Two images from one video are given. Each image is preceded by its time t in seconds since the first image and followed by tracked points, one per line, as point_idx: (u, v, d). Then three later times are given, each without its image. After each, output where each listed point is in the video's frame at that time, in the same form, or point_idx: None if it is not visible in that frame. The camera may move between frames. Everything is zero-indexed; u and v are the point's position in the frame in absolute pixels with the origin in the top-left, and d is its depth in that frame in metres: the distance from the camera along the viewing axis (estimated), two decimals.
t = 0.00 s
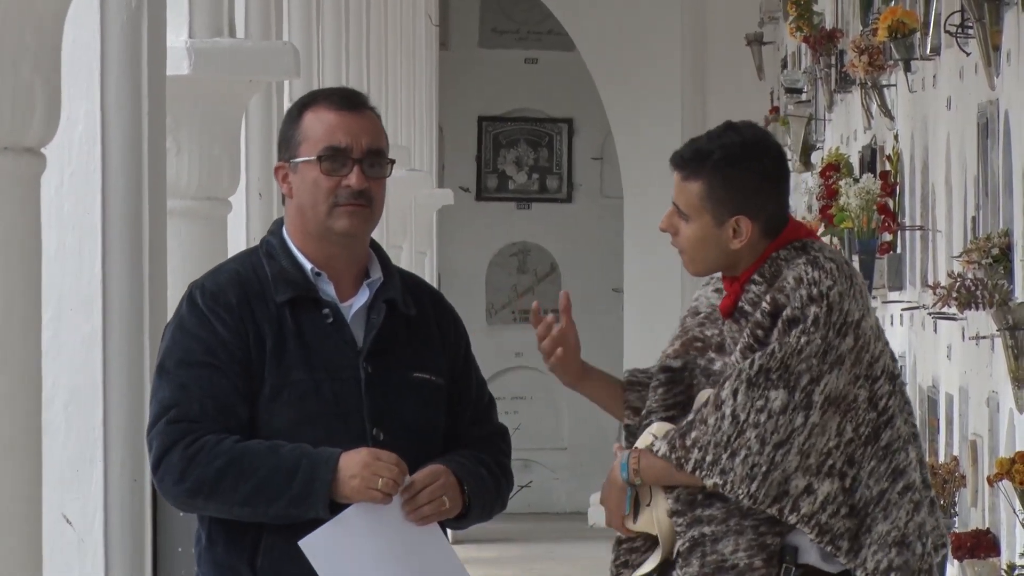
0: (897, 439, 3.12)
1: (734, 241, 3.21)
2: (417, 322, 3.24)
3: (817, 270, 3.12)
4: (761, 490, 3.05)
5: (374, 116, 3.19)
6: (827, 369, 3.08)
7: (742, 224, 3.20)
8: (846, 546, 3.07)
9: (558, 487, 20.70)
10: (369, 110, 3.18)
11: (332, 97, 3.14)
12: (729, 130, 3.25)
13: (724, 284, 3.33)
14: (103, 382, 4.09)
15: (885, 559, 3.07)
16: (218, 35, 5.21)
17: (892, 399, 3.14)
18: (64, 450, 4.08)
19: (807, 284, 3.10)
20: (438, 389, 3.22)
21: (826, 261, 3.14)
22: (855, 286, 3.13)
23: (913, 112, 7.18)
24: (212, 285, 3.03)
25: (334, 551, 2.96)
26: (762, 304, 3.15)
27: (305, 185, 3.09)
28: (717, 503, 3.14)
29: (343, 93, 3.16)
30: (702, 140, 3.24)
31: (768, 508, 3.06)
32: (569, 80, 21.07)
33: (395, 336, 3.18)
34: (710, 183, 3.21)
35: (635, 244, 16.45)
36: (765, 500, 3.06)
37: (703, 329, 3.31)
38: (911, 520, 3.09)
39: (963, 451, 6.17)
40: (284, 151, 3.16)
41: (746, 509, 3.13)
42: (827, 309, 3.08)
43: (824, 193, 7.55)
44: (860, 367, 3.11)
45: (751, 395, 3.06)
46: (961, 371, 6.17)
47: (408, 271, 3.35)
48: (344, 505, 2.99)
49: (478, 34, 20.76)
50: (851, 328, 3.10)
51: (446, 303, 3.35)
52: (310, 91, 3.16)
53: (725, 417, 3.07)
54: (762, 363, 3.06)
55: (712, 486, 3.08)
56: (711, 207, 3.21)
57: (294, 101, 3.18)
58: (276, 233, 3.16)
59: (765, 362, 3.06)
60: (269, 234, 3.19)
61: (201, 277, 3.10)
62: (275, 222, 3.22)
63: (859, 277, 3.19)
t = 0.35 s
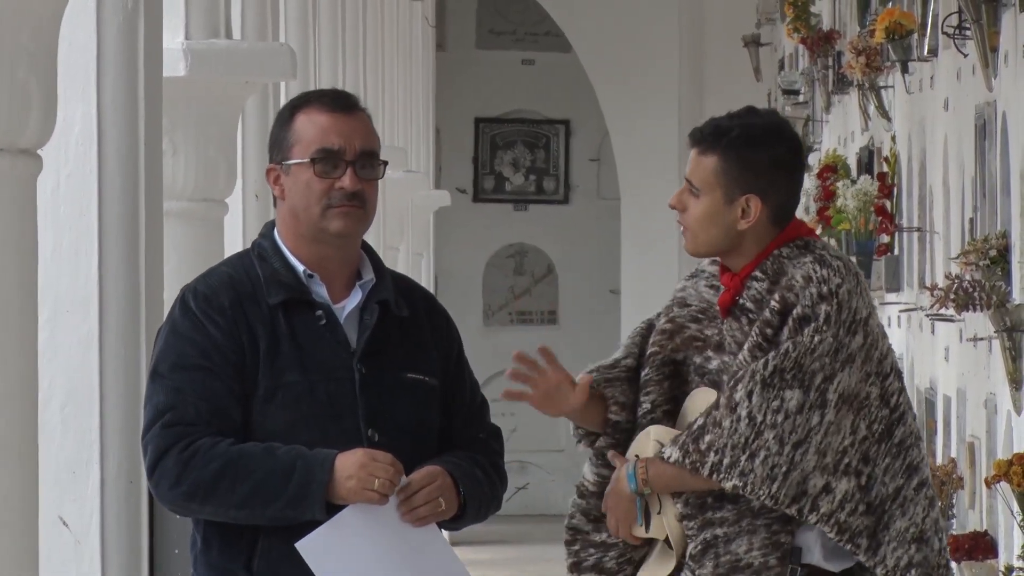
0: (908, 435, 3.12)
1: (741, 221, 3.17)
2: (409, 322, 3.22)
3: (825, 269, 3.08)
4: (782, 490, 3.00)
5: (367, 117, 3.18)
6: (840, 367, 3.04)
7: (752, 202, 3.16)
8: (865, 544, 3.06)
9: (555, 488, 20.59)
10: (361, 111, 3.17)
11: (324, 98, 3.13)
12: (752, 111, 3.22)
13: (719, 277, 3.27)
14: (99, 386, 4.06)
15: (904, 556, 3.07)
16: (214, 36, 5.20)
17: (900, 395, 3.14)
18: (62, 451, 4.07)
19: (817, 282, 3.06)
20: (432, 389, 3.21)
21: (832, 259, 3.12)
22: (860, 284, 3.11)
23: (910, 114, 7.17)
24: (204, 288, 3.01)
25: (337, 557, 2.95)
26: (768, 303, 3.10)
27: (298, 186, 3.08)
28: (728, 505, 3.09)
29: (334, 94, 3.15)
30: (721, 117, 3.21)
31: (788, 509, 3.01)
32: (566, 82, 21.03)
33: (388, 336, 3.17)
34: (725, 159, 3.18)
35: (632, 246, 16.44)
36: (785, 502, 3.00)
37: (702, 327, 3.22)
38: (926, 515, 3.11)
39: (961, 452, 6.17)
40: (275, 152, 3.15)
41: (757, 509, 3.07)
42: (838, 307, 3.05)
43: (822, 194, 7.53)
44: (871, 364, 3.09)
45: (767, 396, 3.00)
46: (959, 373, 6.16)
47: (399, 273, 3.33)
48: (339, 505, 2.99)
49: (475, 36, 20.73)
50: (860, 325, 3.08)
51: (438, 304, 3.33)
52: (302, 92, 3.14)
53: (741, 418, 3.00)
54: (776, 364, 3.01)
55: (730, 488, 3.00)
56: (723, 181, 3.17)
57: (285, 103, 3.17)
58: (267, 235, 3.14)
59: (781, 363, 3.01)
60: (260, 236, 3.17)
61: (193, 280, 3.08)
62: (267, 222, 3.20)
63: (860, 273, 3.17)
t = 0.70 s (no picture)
0: (905, 449, 3.01)
1: (755, 216, 3.09)
2: (401, 323, 3.20)
3: (838, 273, 3.00)
4: (775, 490, 2.90)
5: (363, 117, 3.17)
6: (845, 374, 2.94)
7: (766, 198, 3.09)
8: (852, 552, 2.93)
9: (553, 489, 20.49)
10: (357, 111, 3.16)
11: (320, 98, 3.12)
12: (769, 107, 3.16)
13: (724, 273, 3.18)
14: (95, 386, 4.05)
15: (889, 569, 2.94)
16: (211, 36, 5.18)
17: (900, 409, 3.03)
18: (59, 451, 4.04)
19: (830, 285, 2.97)
20: (424, 391, 3.19)
21: (844, 265, 3.04)
22: (870, 294, 3.02)
23: (908, 114, 7.17)
24: (197, 288, 3.00)
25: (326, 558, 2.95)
26: (778, 303, 3.02)
27: (294, 186, 3.06)
28: (718, 497, 2.98)
29: (332, 94, 3.13)
30: (739, 112, 3.14)
31: (779, 510, 2.90)
32: (562, 82, 21.00)
33: (381, 337, 3.15)
34: (741, 154, 3.10)
35: (629, 246, 16.42)
36: (777, 501, 2.90)
37: (701, 323, 3.13)
38: (915, 531, 2.99)
39: (959, 453, 6.15)
40: (272, 151, 3.13)
41: (748, 505, 2.97)
42: (848, 313, 2.95)
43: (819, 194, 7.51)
44: (875, 374, 3.00)
45: (772, 394, 2.90)
46: (957, 373, 6.15)
47: (392, 274, 3.31)
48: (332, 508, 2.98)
49: (471, 36, 20.71)
50: (868, 334, 2.98)
51: (431, 306, 3.32)
52: (298, 92, 3.13)
53: (743, 413, 2.90)
54: (785, 363, 2.91)
55: (724, 481, 2.91)
56: (740, 175, 3.09)
57: (280, 103, 3.16)
58: (261, 234, 3.13)
59: (790, 362, 2.91)
60: (254, 235, 3.16)
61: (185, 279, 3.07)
62: (261, 221, 3.18)
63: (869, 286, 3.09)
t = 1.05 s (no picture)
0: (912, 449, 3.04)
1: (748, 224, 3.10)
2: (397, 323, 3.19)
3: (835, 277, 3.02)
4: (784, 499, 2.94)
5: (360, 117, 3.15)
6: (846, 378, 2.97)
7: (759, 205, 3.09)
8: (868, 555, 2.98)
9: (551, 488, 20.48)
10: (355, 111, 3.14)
11: (318, 98, 3.10)
12: (760, 111, 3.15)
13: (725, 277, 3.18)
14: (92, 379, 4.01)
15: (906, 571, 2.99)
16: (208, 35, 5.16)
17: (905, 408, 3.05)
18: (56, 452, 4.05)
19: (826, 290, 2.99)
20: (420, 391, 3.17)
21: (842, 268, 3.05)
22: (868, 296, 3.04)
23: (906, 113, 7.16)
24: (193, 286, 2.99)
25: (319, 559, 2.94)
26: (775, 307, 3.03)
27: (290, 186, 3.05)
28: (723, 507, 3.02)
29: (330, 94, 3.12)
30: (731, 118, 3.14)
31: (789, 519, 2.94)
32: (560, 81, 20.96)
33: (376, 337, 3.14)
34: (733, 162, 3.11)
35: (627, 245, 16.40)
36: (787, 510, 2.94)
37: (700, 326, 3.13)
38: (928, 531, 3.03)
39: (958, 453, 6.14)
40: (267, 150, 3.12)
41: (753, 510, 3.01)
42: (845, 317, 2.98)
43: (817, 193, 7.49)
44: (877, 376, 3.01)
45: (773, 404, 2.94)
46: (956, 372, 6.14)
47: (387, 272, 3.30)
48: (327, 509, 2.96)
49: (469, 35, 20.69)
50: (867, 337, 3.01)
51: (426, 306, 3.30)
52: (295, 90, 3.12)
53: (745, 425, 2.94)
54: (784, 371, 2.94)
55: (732, 495, 2.95)
56: (731, 182, 3.10)
57: (279, 100, 3.14)
58: (256, 232, 3.12)
59: (788, 370, 2.94)
60: (249, 234, 3.15)
61: (181, 278, 3.06)
62: (255, 220, 3.17)
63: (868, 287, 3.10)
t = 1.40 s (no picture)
0: (901, 449, 3.02)
1: (733, 229, 3.10)
2: (389, 324, 3.21)
3: (818, 278, 2.98)
4: (765, 501, 2.93)
5: (353, 119, 3.16)
6: (830, 380, 2.95)
7: (743, 211, 3.09)
8: (855, 555, 2.96)
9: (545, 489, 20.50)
10: (347, 113, 3.16)
11: (311, 99, 3.11)
12: (744, 116, 3.15)
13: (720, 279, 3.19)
14: (88, 382, 4.03)
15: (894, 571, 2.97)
16: (203, 36, 5.17)
17: (894, 409, 3.02)
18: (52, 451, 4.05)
19: (809, 291, 2.96)
20: (412, 391, 3.20)
21: (827, 269, 3.01)
22: (855, 296, 3.00)
23: (900, 115, 7.18)
24: (186, 288, 3.00)
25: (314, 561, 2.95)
26: (760, 309, 3.01)
27: (283, 187, 3.07)
28: (712, 508, 3.02)
29: (324, 95, 3.13)
30: (713, 125, 3.14)
31: (773, 520, 2.94)
32: (554, 82, 20.94)
33: (369, 337, 3.15)
34: (716, 169, 3.11)
35: (621, 246, 16.43)
36: (769, 512, 2.93)
37: (698, 327, 3.17)
38: (917, 529, 3.01)
39: (951, 453, 6.17)
40: (260, 151, 3.13)
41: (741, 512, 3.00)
42: (828, 319, 2.95)
43: (811, 194, 7.50)
44: (863, 377, 2.99)
45: (754, 406, 2.94)
46: (949, 372, 6.15)
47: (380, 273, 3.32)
48: (324, 510, 2.98)
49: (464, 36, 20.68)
50: (853, 338, 2.98)
51: (418, 307, 3.32)
52: (288, 92, 3.13)
53: (727, 428, 2.94)
54: (765, 374, 2.93)
55: (714, 496, 2.96)
56: (715, 189, 3.10)
57: (272, 102, 3.16)
58: (249, 234, 3.13)
59: (770, 373, 2.93)
60: (242, 234, 3.16)
61: (174, 279, 3.07)
62: (248, 221, 3.19)
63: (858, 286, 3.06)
